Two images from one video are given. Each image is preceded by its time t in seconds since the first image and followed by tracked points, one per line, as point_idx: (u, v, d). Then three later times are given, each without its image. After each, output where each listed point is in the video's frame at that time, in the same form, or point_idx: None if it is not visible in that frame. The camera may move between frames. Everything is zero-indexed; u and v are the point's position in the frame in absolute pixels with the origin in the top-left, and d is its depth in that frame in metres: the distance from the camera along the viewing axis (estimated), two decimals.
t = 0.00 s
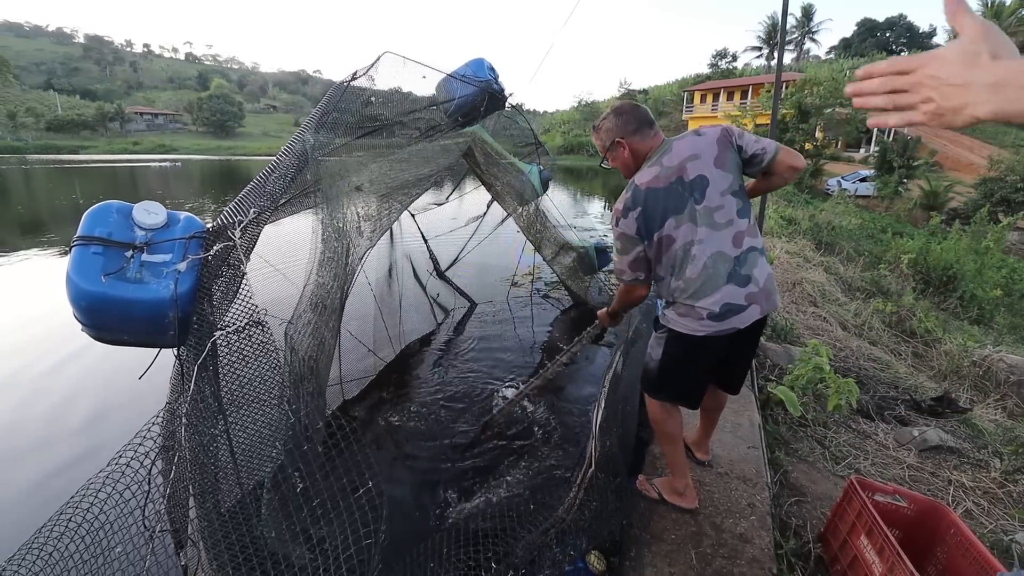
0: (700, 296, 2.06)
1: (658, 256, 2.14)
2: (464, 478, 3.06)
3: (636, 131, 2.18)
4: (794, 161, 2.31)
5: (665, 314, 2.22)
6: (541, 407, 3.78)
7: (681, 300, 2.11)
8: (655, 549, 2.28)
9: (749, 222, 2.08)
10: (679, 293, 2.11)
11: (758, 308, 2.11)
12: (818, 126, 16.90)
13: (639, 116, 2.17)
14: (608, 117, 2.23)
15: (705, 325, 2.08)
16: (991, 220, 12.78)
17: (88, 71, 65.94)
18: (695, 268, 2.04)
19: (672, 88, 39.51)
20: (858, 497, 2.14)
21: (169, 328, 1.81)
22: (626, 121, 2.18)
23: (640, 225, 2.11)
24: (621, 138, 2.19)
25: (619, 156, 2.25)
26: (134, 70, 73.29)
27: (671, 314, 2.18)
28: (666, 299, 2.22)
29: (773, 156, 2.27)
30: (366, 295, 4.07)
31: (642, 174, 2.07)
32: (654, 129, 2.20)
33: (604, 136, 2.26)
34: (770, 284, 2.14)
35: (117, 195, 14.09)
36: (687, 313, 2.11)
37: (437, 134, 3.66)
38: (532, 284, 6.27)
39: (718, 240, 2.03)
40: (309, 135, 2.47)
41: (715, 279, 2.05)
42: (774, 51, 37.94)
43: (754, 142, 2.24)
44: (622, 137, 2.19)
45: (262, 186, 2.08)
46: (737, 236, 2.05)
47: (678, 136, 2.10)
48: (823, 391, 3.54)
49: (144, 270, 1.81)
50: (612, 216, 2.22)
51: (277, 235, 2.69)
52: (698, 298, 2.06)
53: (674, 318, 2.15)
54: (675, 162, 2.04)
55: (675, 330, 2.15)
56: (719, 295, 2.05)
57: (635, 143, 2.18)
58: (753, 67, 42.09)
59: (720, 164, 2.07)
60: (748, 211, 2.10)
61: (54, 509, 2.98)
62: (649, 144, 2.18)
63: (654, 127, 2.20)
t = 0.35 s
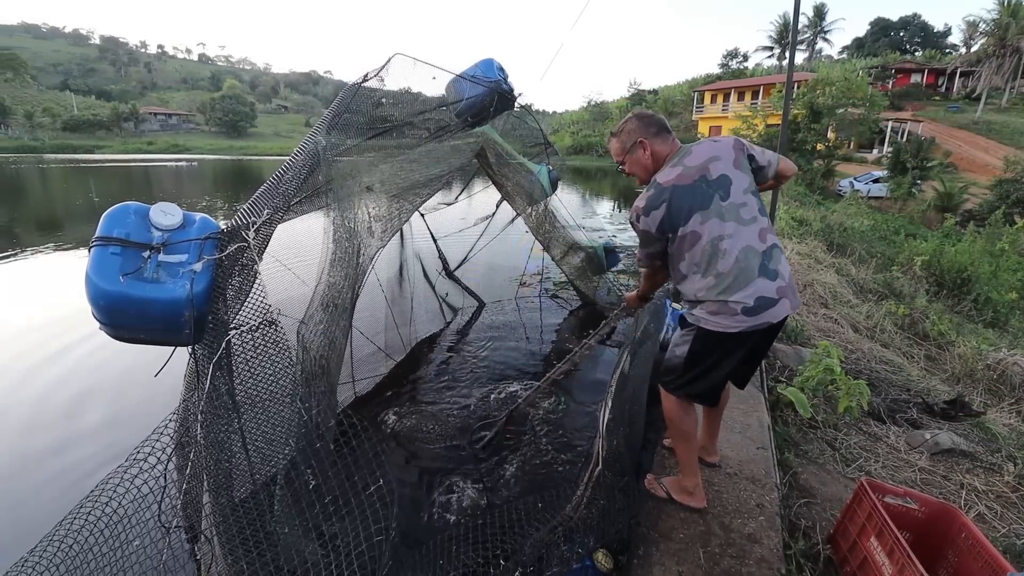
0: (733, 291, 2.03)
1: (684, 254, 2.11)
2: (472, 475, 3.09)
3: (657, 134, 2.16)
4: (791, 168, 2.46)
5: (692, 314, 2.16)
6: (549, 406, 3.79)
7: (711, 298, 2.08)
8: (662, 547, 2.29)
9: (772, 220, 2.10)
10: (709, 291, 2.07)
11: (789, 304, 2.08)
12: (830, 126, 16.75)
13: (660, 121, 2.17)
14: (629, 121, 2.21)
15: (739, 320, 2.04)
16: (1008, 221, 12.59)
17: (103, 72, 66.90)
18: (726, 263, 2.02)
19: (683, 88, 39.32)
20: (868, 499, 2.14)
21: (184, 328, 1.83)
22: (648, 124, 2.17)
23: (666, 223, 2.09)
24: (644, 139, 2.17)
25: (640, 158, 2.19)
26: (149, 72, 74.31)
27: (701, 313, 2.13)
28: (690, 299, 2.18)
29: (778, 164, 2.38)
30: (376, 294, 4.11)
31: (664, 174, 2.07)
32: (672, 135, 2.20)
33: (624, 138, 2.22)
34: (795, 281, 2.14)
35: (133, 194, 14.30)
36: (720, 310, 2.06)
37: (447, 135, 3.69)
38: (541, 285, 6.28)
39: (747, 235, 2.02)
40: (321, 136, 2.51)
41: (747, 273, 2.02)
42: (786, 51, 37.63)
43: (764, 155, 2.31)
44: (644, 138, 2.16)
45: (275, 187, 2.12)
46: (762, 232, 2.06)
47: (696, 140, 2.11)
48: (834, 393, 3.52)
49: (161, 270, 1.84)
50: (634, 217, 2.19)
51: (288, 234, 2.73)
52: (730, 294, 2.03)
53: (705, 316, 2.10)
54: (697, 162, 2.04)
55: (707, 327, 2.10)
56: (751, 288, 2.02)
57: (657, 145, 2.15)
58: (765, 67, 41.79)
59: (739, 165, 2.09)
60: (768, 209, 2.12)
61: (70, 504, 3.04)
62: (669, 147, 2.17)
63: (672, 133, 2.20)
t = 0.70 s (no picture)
0: (761, 293, 2.01)
1: (708, 256, 2.07)
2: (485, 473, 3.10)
3: (677, 134, 2.14)
4: (815, 163, 2.46)
5: (718, 317, 2.12)
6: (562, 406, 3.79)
7: (739, 299, 2.04)
8: (676, 548, 2.28)
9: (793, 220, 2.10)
10: (738, 293, 2.04)
11: (810, 302, 2.10)
12: (849, 126, 16.50)
13: (680, 121, 2.15)
14: (648, 122, 2.17)
15: (768, 321, 2.02)
16: None
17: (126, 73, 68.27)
18: (754, 264, 1.99)
19: (699, 87, 38.98)
20: (886, 504, 2.11)
21: (206, 323, 1.88)
22: (668, 124, 2.14)
23: (691, 225, 2.04)
24: (664, 139, 2.14)
25: (659, 158, 2.16)
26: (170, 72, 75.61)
27: (728, 314, 2.08)
28: (715, 302, 2.13)
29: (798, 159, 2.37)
30: (391, 293, 4.14)
31: (686, 174, 2.02)
32: (692, 135, 2.18)
33: (643, 139, 2.18)
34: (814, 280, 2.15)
35: (153, 194, 14.55)
36: (750, 312, 2.03)
37: (461, 134, 3.70)
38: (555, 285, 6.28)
39: (773, 235, 2.01)
40: (337, 135, 2.55)
41: (775, 273, 2.00)
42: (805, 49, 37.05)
43: (785, 148, 2.29)
44: (665, 138, 2.13)
45: (293, 186, 2.16)
46: (784, 233, 2.05)
47: (716, 139, 2.08)
48: (851, 396, 3.48)
49: (182, 266, 1.88)
50: (656, 220, 2.12)
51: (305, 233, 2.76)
52: (760, 296, 2.01)
53: (733, 317, 2.06)
54: (720, 162, 2.01)
55: (735, 329, 2.06)
56: (780, 289, 2.01)
57: (677, 146, 2.13)
58: (783, 65, 41.30)
59: (760, 164, 2.07)
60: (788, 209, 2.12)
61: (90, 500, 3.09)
62: (689, 148, 2.14)
63: (693, 133, 2.18)
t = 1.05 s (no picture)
0: (770, 295, 2.00)
1: (718, 253, 2.04)
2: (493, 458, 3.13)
3: (688, 123, 2.12)
4: (832, 163, 2.43)
5: (723, 317, 2.11)
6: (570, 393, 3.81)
7: (747, 301, 2.02)
8: (681, 533, 2.30)
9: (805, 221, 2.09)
10: (745, 294, 2.02)
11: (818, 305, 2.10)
12: (866, 112, 16.23)
13: (692, 109, 2.13)
14: (660, 107, 2.14)
15: (775, 323, 2.02)
16: None
17: (137, 59, 68.38)
18: (765, 265, 1.98)
19: (713, 73, 38.40)
20: (892, 492, 2.11)
21: (216, 313, 1.90)
22: (680, 111, 2.11)
23: (702, 221, 2.00)
24: (674, 127, 2.12)
25: (669, 146, 2.14)
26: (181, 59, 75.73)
27: (734, 315, 2.07)
28: (721, 301, 2.12)
29: (814, 158, 2.34)
30: (400, 280, 4.18)
31: (699, 167, 1.98)
32: (703, 124, 2.15)
33: (653, 126, 2.15)
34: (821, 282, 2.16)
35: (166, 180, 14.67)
36: (757, 314, 2.02)
37: (470, 122, 3.69)
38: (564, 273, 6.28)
39: (784, 237, 2.00)
40: (347, 125, 2.56)
41: (785, 276, 2.00)
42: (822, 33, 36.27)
43: (803, 143, 2.26)
44: (676, 125, 2.11)
45: (302, 177, 2.17)
46: (795, 233, 2.05)
47: (731, 132, 2.04)
48: (860, 386, 3.47)
49: (194, 257, 1.90)
50: (666, 214, 2.08)
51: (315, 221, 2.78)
52: (769, 299, 2.00)
53: (739, 319, 2.05)
54: (735, 157, 1.98)
55: (740, 330, 2.06)
56: (790, 293, 2.00)
57: (688, 135, 2.11)
58: (799, 51, 40.56)
59: (774, 162, 2.06)
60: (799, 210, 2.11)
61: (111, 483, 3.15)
62: (700, 138, 2.13)
63: (704, 123, 2.16)
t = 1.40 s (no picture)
0: (781, 291, 1.99)
1: (730, 246, 2.03)
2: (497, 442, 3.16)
3: (699, 108, 2.10)
4: (844, 155, 2.40)
5: (731, 312, 2.10)
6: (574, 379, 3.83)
7: (758, 296, 2.02)
8: (684, 517, 2.32)
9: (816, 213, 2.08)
10: (755, 289, 2.01)
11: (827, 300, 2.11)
12: (876, 98, 16.01)
13: (701, 94, 2.11)
14: (669, 92, 2.12)
15: (784, 319, 2.02)
16: None
17: (141, 44, 68.29)
18: (777, 260, 1.97)
19: (721, 58, 37.84)
20: (896, 480, 2.12)
21: (223, 299, 1.92)
22: (690, 96, 2.10)
23: (714, 212, 1.97)
24: (684, 113, 2.10)
25: (678, 133, 2.13)
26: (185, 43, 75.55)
27: (742, 310, 2.06)
28: (729, 296, 2.11)
29: (825, 149, 2.33)
30: (405, 266, 4.18)
31: (714, 155, 1.94)
32: (713, 110, 2.14)
33: (662, 112, 2.13)
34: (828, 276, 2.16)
35: (171, 166, 14.66)
36: (767, 309, 2.02)
37: (475, 107, 3.67)
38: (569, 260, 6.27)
39: (796, 230, 1.99)
40: (351, 110, 2.55)
41: (796, 272, 1.99)
42: (833, 16, 35.55)
43: (816, 134, 2.24)
44: (686, 112, 2.10)
45: (306, 162, 2.16)
46: (806, 226, 2.04)
47: (744, 120, 2.02)
48: (865, 374, 3.46)
49: (200, 242, 1.91)
50: (677, 205, 2.04)
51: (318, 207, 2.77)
52: (779, 295, 1.99)
53: (747, 314, 2.05)
54: (749, 146, 1.95)
55: (747, 325, 2.06)
56: (801, 289, 2.00)
57: (698, 121, 2.09)
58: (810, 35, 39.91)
59: (788, 152, 2.04)
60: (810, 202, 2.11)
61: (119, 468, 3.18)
62: (711, 123, 2.10)
63: (714, 109, 2.14)
